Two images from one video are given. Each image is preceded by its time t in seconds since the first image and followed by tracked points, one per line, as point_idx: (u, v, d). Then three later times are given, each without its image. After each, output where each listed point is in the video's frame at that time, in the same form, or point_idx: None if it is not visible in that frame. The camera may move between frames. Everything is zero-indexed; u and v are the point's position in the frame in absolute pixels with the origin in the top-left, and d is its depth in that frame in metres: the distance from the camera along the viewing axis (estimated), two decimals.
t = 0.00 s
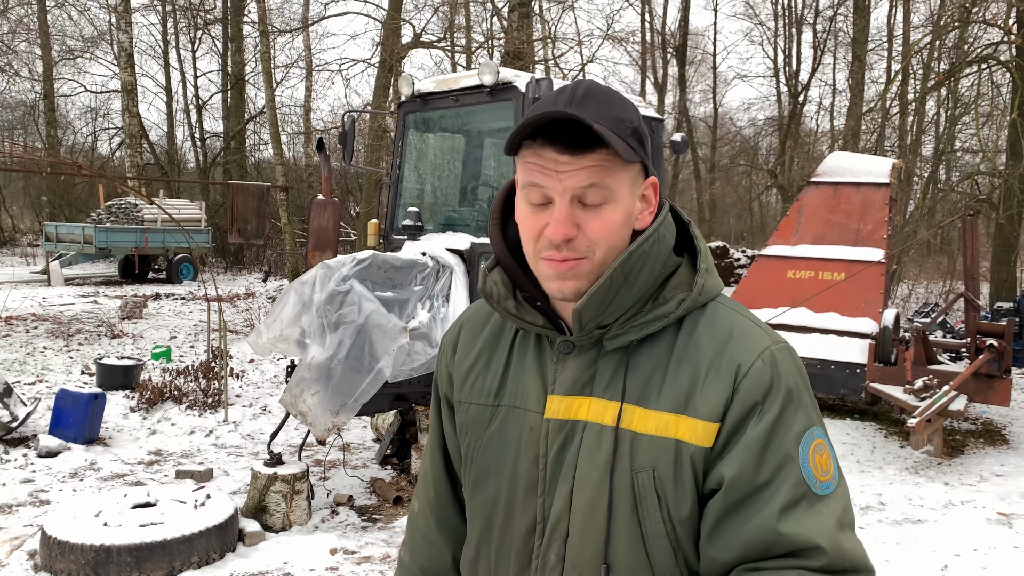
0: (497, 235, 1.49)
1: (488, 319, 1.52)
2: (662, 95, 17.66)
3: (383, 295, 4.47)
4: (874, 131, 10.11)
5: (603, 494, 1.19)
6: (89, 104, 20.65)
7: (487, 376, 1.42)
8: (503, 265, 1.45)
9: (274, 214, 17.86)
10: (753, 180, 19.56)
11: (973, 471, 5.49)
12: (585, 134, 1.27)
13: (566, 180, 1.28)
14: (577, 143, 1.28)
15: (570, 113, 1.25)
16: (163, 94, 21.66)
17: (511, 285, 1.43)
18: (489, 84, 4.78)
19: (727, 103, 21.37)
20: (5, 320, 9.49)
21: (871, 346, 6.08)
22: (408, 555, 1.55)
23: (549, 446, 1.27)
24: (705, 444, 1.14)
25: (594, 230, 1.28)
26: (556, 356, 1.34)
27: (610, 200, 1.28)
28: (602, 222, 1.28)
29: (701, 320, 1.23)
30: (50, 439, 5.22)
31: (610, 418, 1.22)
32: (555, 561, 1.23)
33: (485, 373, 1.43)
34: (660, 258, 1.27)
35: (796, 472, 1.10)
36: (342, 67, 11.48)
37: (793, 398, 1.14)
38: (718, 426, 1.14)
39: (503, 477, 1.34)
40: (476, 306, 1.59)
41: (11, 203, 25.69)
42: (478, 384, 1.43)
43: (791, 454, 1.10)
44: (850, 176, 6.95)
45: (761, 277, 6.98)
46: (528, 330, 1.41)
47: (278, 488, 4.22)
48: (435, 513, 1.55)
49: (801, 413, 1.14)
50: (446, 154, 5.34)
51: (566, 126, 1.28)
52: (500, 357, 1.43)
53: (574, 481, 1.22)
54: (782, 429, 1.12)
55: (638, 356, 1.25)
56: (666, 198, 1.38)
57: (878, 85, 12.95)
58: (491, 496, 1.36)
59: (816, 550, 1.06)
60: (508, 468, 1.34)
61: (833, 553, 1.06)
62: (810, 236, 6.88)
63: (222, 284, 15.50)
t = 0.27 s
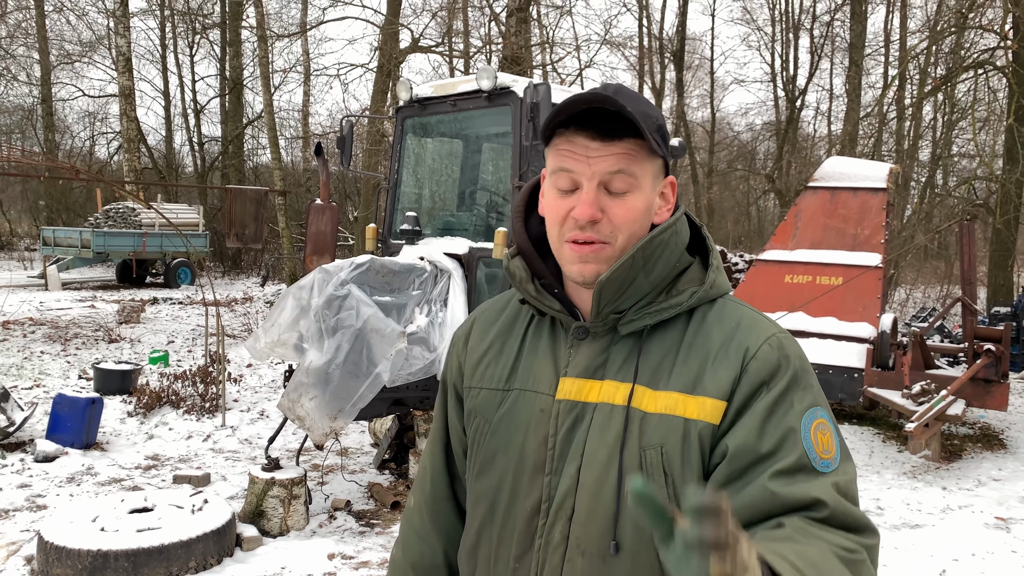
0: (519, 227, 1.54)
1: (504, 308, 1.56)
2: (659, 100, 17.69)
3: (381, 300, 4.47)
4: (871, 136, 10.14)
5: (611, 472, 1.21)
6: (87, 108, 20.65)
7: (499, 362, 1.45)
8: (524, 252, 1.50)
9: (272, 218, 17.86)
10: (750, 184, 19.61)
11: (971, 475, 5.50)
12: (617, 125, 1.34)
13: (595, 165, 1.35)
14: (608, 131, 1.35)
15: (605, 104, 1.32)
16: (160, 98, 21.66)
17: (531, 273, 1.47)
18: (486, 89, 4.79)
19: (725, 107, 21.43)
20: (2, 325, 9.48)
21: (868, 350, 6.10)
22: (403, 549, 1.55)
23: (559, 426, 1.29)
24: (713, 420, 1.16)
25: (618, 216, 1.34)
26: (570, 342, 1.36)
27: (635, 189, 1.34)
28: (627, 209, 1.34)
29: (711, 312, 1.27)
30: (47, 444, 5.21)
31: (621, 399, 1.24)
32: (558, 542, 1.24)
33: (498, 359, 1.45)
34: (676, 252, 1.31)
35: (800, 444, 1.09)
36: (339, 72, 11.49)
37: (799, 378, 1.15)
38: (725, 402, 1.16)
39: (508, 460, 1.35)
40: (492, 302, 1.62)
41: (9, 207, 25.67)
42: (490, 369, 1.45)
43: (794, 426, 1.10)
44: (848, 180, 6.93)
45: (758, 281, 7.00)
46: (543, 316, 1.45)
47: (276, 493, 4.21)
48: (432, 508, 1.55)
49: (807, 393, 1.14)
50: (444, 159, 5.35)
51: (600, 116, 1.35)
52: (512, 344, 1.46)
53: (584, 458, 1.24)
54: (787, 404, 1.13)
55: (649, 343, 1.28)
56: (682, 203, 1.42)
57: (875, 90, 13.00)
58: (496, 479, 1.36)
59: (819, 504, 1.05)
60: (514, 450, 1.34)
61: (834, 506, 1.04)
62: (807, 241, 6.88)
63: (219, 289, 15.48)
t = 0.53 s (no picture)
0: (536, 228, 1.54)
1: (518, 310, 1.57)
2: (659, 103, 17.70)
3: (381, 303, 4.46)
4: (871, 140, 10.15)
5: (609, 459, 1.21)
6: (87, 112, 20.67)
7: (508, 358, 1.46)
8: (539, 253, 1.50)
9: (271, 222, 17.87)
10: (749, 188, 19.64)
11: (971, 479, 5.50)
12: (642, 132, 1.36)
13: (617, 169, 1.36)
14: (632, 138, 1.37)
15: (633, 111, 1.34)
16: (160, 102, 21.67)
17: (546, 272, 1.47)
18: (486, 92, 4.79)
19: (724, 111, 21.46)
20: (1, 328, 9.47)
21: (868, 354, 6.10)
22: (410, 546, 1.55)
23: (562, 415, 1.30)
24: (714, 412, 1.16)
25: (636, 219, 1.35)
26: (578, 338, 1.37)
27: (654, 195, 1.36)
28: (644, 213, 1.35)
29: (715, 313, 1.26)
30: (46, 448, 5.20)
31: (623, 391, 1.24)
32: (554, 529, 1.24)
33: (508, 354, 1.46)
34: (683, 256, 1.30)
35: (797, 431, 1.09)
36: (339, 75, 11.50)
37: (798, 373, 1.15)
38: (726, 394, 1.16)
39: (511, 450, 1.36)
40: (507, 306, 1.63)
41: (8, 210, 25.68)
42: (498, 363, 1.47)
43: (792, 415, 1.10)
44: (848, 184, 6.94)
45: (757, 285, 7.00)
46: (556, 314, 1.45)
47: (275, 497, 4.21)
48: (437, 506, 1.56)
49: (806, 387, 1.14)
50: (443, 162, 5.36)
51: (626, 123, 1.37)
52: (521, 342, 1.47)
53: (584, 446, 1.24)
54: (784, 397, 1.13)
55: (653, 340, 1.28)
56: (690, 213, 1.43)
57: (874, 94, 13.02)
58: (498, 470, 1.37)
59: (813, 482, 1.05)
60: (517, 440, 1.35)
61: (830, 484, 1.05)
62: (807, 244, 6.89)
63: (219, 292, 15.48)
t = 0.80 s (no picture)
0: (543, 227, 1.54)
1: (523, 309, 1.58)
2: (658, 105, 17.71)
3: (380, 305, 4.46)
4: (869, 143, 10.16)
5: (613, 461, 1.21)
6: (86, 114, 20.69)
7: (513, 357, 1.46)
8: (545, 251, 1.50)
9: (271, 224, 17.89)
10: (749, 190, 19.67)
11: (970, 481, 5.50)
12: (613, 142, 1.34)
13: (587, 182, 1.36)
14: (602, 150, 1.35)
15: (601, 123, 1.34)
16: (160, 104, 21.69)
17: (553, 270, 1.47)
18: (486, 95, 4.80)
19: (723, 114, 21.51)
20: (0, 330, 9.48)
21: (867, 356, 6.10)
22: (407, 541, 1.55)
23: (567, 415, 1.30)
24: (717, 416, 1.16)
25: (611, 229, 1.34)
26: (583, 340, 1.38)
27: (629, 204, 1.34)
28: (620, 221, 1.34)
29: (721, 319, 1.27)
30: (45, 449, 5.20)
31: (628, 393, 1.25)
32: (555, 529, 1.25)
33: (511, 354, 1.47)
34: (690, 261, 1.30)
35: (800, 441, 1.09)
36: (339, 78, 11.51)
37: (802, 383, 1.16)
38: (731, 400, 1.16)
39: (515, 448, 1.36)
40: (511, 305, 1.64)
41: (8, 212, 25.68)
42: (502, 362, 1.47)
43: (797, 425, 1.11)
44: (847, 186, 6.95)
45: (757, 287, 7.00)
46: (561, 313, 1.46)
47: (274, 499, 4.21)
48: (436, 501, 1.56)
49: (810, 397, 1.15)
50: (443, 164, 5.36)
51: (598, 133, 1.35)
52: (526, 342, 1.47)
53: (588, 447, 1.25)
54: (789, 405, 1.14)
55: (659, 344, 1.28)
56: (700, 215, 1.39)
57: (873, 96, 13.05)
58: (500, 468, 1.38)
59: (817, 493, 1.06)
60: (521, 439, 1.36)
61: (833, 495, 1.05)
62: (806, 247, 6.89)
63: (218, 294, 15.49)
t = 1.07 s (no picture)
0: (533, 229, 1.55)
1: (515, 312, 1.58)
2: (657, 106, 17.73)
3: (381, 306, 4.47)
4: (869, 143, 10.15)
5: (609, 468, 1.22)
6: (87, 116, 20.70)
7: (506, 361, 1.47)
8: (535, 253, 1.51)
9: (271, 225, 17.92)
10: (749, 191, 19.67)
11: (970, 482, 5.50)
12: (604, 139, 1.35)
13: (580, 179, 1.37)
14: (594, 147, 1.36)
15: (592, 120, 1.34)
16: (160, 106, 21.71)
17: (545, 274, 1.48)
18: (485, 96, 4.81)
19: (724, 115, 21.53)
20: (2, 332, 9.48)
21: (867, 356, 6.10)
22: (405, 543, 1.56)
23: (562, 421, 1.31)
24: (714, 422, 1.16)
25: (606, 226, 1.35)
26: (578, 344, 1.38)
27: (624, 201, 1.34)
28: (614, 219, 1.34)
29: (716, 321, 1.27)
30: (47, 451, 5.20)
31: (623, 398, 1.26)
32: (553, 535, 1.25)
33: (506, 358, 1.47)
34: (684, 261, 1.31)
35: (802, 448, 1.09)
36: (339, 80, 11.52)
37: (800, 388, 1.16)
38: (727, 406, 1.16)
39: (511, 453, 1.37)
40: (503, 307, 1.64)
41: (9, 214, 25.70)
42: (497, 366, 1.47)
43: (797, 432, 1.10)
44: (846, 187, 6.96)
45: (757, 288, 7.00)
46: (554, 316, 1.47)
47: (275, 500, 4.21)
48: (433, 503, 1.57)
49: (809, 402, 1.15)
50: (443, 166, 5.37)
51: (589, 132, 1.37)
52: (520, 345, 1.48)
53: (585, 453, 1.25)
54: (788, 411, 1.13)
55: (653, 347, 1.29)
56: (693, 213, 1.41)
57: (873, 97, 13.06)
58: (498, 473, 1.38)
59: (823, 508, 1.05)
60: (517, 444, 1.36)
61: (838, 511, 1.05)
62: (806, 247, 6.90)
63: (219, 296, 15.50)
